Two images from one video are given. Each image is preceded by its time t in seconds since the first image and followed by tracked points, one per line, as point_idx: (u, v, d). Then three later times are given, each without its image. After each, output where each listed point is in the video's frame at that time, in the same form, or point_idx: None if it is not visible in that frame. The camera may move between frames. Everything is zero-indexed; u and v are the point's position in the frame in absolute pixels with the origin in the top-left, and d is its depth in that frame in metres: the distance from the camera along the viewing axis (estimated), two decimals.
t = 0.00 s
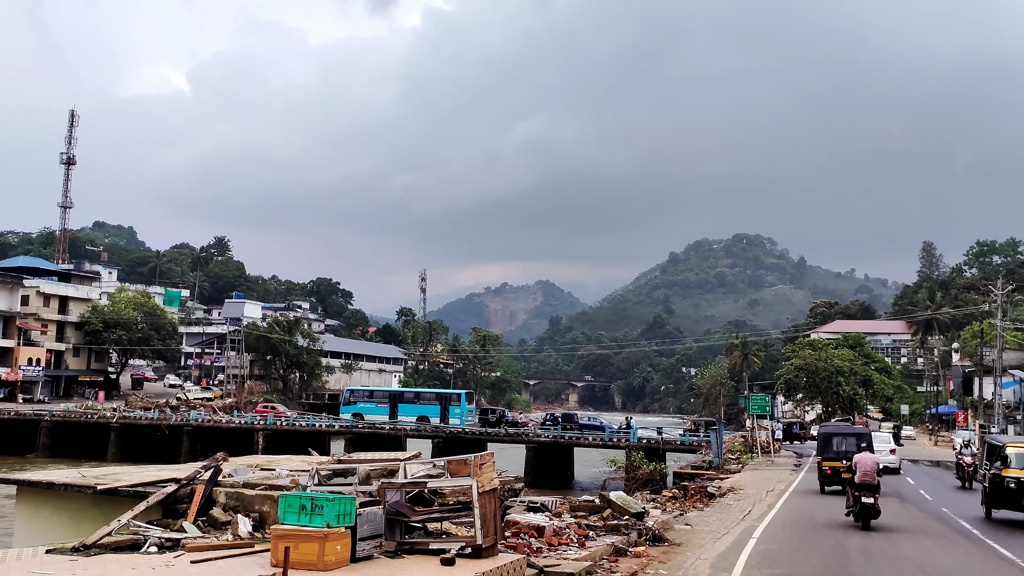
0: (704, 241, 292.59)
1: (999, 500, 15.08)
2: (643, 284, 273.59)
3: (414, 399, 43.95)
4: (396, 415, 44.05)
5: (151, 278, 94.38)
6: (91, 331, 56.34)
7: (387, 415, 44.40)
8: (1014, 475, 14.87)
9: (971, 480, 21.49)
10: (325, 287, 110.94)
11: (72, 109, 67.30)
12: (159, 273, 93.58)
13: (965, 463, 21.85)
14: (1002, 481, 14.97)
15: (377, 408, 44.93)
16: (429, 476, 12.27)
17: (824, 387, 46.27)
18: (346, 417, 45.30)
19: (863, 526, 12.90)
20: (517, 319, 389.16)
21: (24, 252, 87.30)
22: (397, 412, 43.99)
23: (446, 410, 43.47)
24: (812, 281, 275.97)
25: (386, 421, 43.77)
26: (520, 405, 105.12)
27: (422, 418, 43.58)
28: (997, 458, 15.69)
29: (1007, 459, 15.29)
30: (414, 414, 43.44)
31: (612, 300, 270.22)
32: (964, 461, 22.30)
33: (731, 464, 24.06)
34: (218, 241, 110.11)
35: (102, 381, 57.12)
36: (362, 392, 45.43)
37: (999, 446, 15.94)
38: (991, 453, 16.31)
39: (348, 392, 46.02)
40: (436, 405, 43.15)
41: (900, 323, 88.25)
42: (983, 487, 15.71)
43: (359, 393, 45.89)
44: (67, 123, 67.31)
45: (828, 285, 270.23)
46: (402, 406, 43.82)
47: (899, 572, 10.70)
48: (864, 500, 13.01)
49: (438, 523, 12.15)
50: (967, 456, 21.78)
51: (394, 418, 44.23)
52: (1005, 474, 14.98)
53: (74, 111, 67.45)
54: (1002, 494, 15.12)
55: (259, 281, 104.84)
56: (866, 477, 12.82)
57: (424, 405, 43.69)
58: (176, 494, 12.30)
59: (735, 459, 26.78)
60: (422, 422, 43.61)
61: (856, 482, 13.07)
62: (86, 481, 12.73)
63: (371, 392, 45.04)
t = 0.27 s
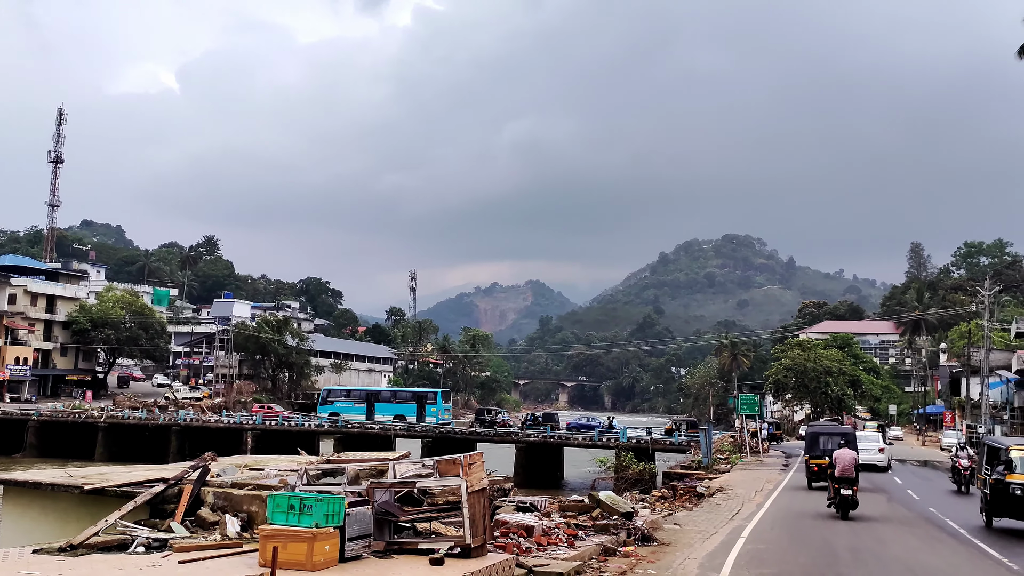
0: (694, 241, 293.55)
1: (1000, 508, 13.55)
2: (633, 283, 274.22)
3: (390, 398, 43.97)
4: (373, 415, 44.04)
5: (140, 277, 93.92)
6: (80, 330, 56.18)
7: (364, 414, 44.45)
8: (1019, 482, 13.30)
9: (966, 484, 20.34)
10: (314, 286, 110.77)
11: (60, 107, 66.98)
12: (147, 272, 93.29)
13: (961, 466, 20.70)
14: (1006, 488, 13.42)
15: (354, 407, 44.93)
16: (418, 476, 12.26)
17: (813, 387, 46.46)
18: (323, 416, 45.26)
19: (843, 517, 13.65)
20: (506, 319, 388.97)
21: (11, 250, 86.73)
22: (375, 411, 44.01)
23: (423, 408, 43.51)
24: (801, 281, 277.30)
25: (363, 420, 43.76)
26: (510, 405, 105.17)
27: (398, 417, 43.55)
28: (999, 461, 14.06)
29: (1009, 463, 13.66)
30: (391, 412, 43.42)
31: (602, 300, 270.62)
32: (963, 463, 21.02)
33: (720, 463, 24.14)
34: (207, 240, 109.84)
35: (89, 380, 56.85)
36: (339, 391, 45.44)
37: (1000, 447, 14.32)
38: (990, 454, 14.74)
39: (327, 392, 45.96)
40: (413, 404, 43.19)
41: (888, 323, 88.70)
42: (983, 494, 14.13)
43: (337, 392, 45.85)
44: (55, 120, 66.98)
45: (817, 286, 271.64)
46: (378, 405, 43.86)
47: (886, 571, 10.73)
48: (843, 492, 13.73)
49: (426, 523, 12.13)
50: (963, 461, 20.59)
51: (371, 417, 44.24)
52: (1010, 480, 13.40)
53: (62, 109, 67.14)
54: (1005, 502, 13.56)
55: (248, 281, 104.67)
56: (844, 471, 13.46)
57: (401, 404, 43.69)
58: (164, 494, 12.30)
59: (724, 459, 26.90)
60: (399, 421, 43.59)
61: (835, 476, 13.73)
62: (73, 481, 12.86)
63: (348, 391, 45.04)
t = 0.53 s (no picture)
0: (685, 242, 294.22)
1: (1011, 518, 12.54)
2: (624, 283, 274.58)
3: (367, 398, 43.94)
4: (350, 414, 44.01)
5: (129, 276, 93.58)
6: (68, 329, 56.03)
7: (341, 414, 44.40)
8: None
9: (966, 489, 19.62)
10: (304, 286, 110.53)
11: (48, 106, 66.77)
12: (136, 272, 92.96)
13: (959, 469, 19.91)
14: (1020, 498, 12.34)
15: (331, 407, 44.80)
16: (409, 476, 12.25)
17: (803, 387, 46.61)
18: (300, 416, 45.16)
19: (827, 510, 14.59)
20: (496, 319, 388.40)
21: None
22: (352, 411, 43.99)
23: (400, 408, 43.61)
24: (791, 282, 278.37)
25: (340, 419, 43.67)
26: (500, 405, 105.18)
27: (374, 417, 43.55)
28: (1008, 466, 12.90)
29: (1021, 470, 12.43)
30: (367, 412, 43.42)
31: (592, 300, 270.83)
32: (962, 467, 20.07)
33: (709, 463, 24.12)
34: (197, 239, 109.64)
35: (78, 380, 56.66)
36: (317, 391, 45.33)
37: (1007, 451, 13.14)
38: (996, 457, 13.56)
39: (304, 392, 45.85)
40: (389, 403, 43.22)
41: (877, 323, 89.20)
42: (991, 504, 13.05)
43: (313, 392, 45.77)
44: (44, 119, 66.75)
45: (807, 286, 272.73)
46: (355, 404, 43.83)
47: (875, 571, 10.75)
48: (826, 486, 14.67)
49: (416, 523, 12.10)
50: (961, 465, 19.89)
51: (348, 417, 44.20)
52: None
53: (51, 108, 66.91)
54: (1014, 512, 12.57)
55: (237, 280, 104.51)
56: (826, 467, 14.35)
57: (378, 404, 43.72)
58: (152, 494, 12.30)
59: (714, 459, 27.01)
60: (376, 421, 43.60)
61: (818, 472, 14.63)
62: (60, 482, 13.04)
63: (325, 391, 44.95)
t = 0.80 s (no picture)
0: (677, 242, 294.78)
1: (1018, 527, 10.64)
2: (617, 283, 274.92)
3: (346, 397, 43.99)
4: (329, 414, 43.98)
5: (120, 276, 93.28)
6: (58, 329, 55.86)
7: (321, 414, 44.37)
8: None
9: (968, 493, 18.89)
10: (296, 286, 110.37)
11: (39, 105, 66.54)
12: (128, 271, 92.70)
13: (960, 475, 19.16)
14: None
15: (310, 407, 44.66)
16: (400, 476, 12.23)
17: (794, 388, 46.70)
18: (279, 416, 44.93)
19: (812, 504, 15.57)
20: (488, 319, 388.39)
21: None
22: (331, 411, 43.97)
23: (379, 408, 43.81)
24: (783, 283, 279.24)
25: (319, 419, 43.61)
26: (492, 405, 105.16)
27: (353, 417, 43.67)
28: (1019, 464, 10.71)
29: (1016, 462, 10.43)
30: (346, 412, 43.50)
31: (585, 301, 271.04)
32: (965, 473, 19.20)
33: (700, 464, 24.13)
34: (189, 239, 109.42)
35: (68, 380, 56.47)
36: (296, 391, 45.21)
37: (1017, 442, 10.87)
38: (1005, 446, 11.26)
39: (284, 392, 45.66)
40: (368, 403, 43.37)
41: (867, 324, 89.59)
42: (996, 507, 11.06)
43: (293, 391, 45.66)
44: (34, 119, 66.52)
45: (798, 287, 273.65)
46: (335, 404, 43.81)
47: (866, 571, 10.75)
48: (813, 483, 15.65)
49: (408, 524, 12.08)
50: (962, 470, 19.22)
51: (327, 417, 44.16)
52: None
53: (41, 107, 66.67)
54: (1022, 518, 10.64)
55: (229, 280, 104.33)
56: (813, 464, 15.44)
57: (357, 404, 43.83)
58: (142, 495, 12.30)
59: (705, 459, 27.12)
60: (355, 421, 43.73)
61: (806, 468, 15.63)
62: (50, 482, 13.06)
63: (305, 391, 44.86)
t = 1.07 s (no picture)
0: (670, 243, 295.39)
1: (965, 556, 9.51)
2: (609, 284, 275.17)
3: (326, 397, 43.85)
4: (309, 414, 43.64)
5: (110, 275, 92.92)
6: (48, 328, 55.59)
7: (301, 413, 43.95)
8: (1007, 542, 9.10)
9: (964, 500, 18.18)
10: (287, 286, 110.15)
11: (29, 103, 66.25)
12: (118, 270, 92.38)
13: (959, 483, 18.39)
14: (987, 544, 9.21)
15: (290, 407, 44.06)
16: (391, 477, 12.22)
17: (784, 389, 46.78)
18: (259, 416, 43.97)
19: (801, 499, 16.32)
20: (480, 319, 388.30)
21: None
22: (311, 410, 43.65)
23: (358, 408, 43.94)
24: (774, 283, 280.03)
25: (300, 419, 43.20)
26: (484, 405, 105.10)
27: (332, 416, 43.69)
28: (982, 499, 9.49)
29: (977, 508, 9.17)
30: (326, 412, 43.50)
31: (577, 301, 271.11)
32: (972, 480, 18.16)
33: (691, 464, 24.23)
34: (180, 238, 109.05)
35: (58, 380, 56.21)
36: (275, 390, 44.37)
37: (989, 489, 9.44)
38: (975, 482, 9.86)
39: (262, 391, 44.68)
40: (348, 403, 43.46)
41: (858, 325, 89.88)
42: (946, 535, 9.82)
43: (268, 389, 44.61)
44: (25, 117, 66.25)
45: (790, 288, 274.54)
46: (315, 404, 43.50)
47: (856, 571, 10.78)
48: (802, 479, 16.47)
49: (399, 524, 12.06)
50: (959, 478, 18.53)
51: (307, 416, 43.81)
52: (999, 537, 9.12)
53: (32, 105, 66.39)
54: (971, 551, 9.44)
55: (220, 280, 104.02)
56: (802, 461, 16.23)
57: (336, 403, 43.83)
58: (132, 495, 12.28)
59: (697, 459, 27.26)
60: (334, 420, 43.78)
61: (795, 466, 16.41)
62: (39, 482, 13.11)
63: (285, 390, 44.25)
